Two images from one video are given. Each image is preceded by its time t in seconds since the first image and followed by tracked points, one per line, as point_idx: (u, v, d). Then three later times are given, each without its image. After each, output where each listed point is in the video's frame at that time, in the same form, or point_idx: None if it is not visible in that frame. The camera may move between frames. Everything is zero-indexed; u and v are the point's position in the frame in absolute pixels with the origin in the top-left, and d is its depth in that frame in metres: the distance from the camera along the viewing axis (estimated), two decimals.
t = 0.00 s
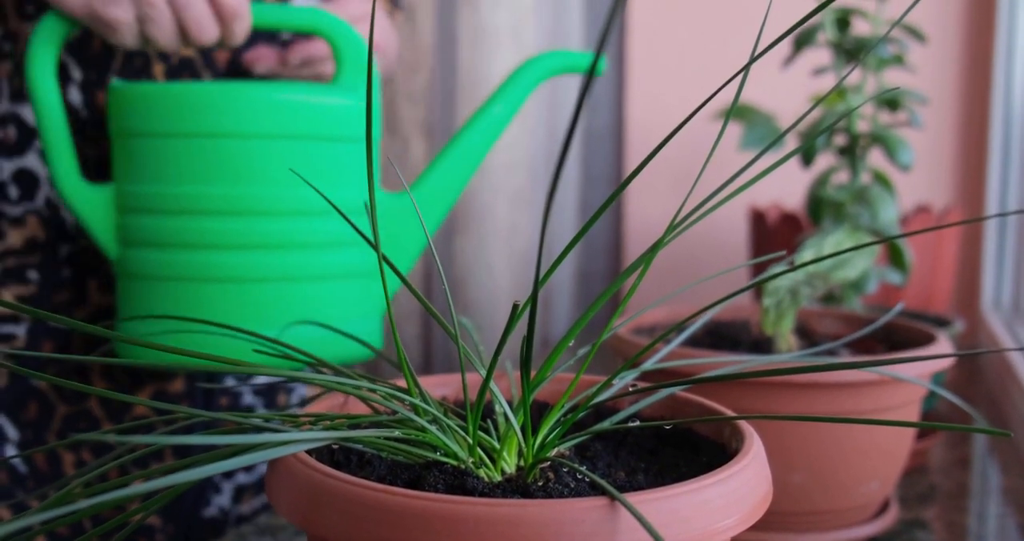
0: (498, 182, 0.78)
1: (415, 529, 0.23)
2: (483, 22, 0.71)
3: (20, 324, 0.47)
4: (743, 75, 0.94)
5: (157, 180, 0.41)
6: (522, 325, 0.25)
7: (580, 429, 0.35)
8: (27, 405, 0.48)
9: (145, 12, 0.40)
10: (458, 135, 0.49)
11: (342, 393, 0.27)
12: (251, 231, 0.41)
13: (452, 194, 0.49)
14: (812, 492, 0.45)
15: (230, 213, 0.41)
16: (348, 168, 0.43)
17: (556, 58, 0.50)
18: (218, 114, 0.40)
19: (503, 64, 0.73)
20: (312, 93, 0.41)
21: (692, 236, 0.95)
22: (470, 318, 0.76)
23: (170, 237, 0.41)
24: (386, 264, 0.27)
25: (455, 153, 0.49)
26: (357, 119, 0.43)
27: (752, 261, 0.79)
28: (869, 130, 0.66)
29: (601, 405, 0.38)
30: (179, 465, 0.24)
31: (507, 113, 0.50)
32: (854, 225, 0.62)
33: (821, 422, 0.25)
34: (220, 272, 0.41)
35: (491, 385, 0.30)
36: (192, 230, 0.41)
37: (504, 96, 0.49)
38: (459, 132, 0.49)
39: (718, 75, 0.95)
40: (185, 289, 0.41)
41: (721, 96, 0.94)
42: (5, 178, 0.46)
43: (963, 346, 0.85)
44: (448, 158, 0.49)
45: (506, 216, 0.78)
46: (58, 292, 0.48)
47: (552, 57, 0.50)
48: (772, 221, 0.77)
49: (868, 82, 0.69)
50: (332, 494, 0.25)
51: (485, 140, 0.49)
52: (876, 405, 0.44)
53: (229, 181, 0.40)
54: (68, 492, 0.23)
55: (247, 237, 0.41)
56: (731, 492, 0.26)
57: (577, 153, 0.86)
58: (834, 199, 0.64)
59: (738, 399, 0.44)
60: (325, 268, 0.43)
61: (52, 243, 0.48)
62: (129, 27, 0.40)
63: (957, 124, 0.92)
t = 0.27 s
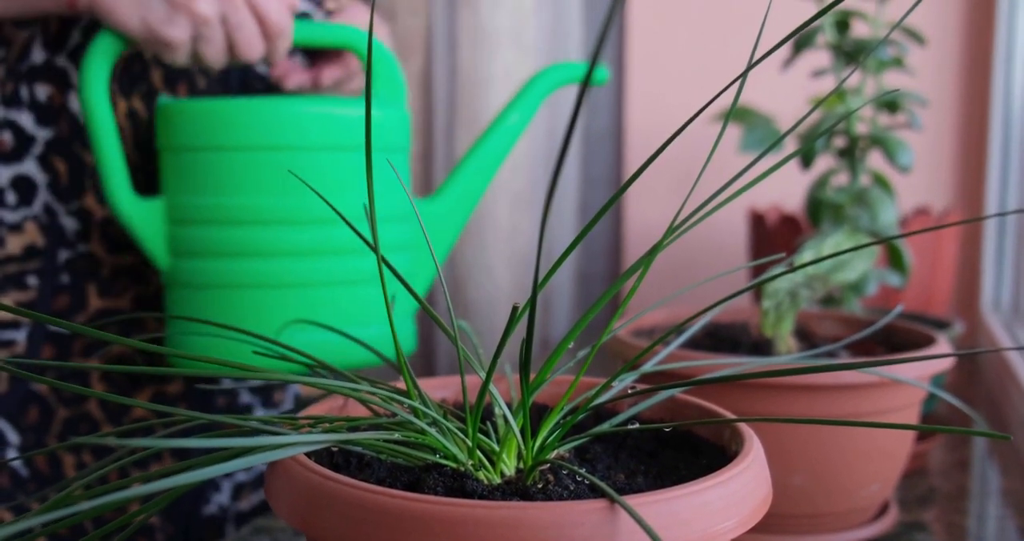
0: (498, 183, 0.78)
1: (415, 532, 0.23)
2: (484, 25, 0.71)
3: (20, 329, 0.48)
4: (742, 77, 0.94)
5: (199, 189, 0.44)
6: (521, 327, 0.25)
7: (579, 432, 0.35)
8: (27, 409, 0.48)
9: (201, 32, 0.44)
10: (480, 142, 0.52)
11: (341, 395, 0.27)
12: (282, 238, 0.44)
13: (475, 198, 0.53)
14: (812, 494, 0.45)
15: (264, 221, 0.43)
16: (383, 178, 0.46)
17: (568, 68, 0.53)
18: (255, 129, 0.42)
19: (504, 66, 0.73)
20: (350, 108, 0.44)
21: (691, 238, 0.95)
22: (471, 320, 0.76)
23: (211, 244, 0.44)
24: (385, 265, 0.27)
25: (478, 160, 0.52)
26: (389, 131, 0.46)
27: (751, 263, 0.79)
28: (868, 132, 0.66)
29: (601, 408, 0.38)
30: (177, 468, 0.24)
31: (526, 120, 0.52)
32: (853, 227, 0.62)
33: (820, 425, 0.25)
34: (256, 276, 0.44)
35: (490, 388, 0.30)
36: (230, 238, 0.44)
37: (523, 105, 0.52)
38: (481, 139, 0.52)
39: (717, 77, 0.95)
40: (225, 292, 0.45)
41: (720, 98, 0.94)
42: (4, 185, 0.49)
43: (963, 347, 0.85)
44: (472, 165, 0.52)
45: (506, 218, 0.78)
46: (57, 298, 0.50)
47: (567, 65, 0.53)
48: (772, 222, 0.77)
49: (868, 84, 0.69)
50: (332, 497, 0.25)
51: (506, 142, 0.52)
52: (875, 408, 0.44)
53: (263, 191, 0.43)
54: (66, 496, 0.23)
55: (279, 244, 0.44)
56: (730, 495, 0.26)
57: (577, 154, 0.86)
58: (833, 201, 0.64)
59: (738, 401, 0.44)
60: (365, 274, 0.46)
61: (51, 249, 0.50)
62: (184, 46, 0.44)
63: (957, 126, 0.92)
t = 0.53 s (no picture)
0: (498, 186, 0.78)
1: (414, 533, 0.23)
2: (484, 27, 0.71)
3: (9, 334, 0.48)
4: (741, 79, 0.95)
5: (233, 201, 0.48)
6: (521, 328, 0.26)
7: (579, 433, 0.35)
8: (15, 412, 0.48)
9: (255, 49, 0.47)
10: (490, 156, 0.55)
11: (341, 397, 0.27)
12: (301, 247, 0.47)
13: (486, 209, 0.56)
14: (811, 495, 0.45)
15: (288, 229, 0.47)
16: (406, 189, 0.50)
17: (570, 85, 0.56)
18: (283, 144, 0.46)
19: (504, 68, 0.73)
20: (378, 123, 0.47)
21: (691, 239, 0.95)
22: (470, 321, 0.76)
23: (242, 252, 0.48)
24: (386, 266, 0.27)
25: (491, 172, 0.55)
26: (412, 145, 0.49)
27: (750, 264, 0.79)
28: (867, 133, 0.66)
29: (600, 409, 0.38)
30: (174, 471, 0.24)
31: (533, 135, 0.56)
32: (852, 228, 0.62)
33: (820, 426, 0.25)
34: (278, 282, 0.48)
35: (489, 389, 0.29)
36: (265, 247, 0.47)
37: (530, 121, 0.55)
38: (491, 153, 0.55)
39: (716, 78, 0.95)
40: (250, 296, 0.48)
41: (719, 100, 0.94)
42: None
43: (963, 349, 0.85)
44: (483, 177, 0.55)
45: (506, 220, 0.78)
46: (44, 303, 0.49)
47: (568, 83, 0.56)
48: (771, 224, 0.77)
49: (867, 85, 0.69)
50: (331, 499, 0.25)
51: (514, 157, 0.55)
52: (875, 409, 0.44)
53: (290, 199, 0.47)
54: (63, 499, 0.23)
55: (298, 252, 0.47)
56: (730, 496, 0.26)
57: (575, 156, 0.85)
58: (833, 203, 0.64)
59: (737, 402, 0.44)
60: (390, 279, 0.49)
61: (39, 255, 0.49)
62: (238, 64, 0.47)
63: (956, 127, 0.92)
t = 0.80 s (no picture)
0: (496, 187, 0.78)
1: (413, 534, 0.23)
2: (484, 29, 0.71)
3: None
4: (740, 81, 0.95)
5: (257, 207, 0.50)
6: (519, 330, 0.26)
7: (578, 435, 0.35)
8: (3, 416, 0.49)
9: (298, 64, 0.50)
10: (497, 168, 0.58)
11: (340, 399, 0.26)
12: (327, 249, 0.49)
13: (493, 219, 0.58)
14: (809, 497, 0.45)
15: (307, 236, 0.49)
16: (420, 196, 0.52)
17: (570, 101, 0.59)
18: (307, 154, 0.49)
19: (504, 70, 0.72)
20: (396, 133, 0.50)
21: (690, 241, 0.95)
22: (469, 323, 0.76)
23: (260, 258, 0.50)
24: (384, 267, 0.27)
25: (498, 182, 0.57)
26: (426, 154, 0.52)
27: (749, 266, 0.79)
28: (866, 135, 0.66)
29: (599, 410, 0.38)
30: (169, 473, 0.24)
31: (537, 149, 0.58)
32: (851, 230, 0.62)
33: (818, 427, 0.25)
34: (296, 286, 0.50)
35: (488, 390, 0.29)
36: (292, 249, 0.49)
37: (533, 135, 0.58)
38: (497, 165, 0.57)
39: (714, 80, 0.95)
40: (275, 297, 0.50)
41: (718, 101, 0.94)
42: None
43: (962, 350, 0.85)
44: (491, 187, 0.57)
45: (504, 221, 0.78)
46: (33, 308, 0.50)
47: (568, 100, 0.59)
48: (770, 225, 0.77)
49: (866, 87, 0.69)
50: (330, 501, 0.25)
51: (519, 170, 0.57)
52: (874, 410, 0.44)
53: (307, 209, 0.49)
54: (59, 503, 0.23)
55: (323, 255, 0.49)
56: (729, 498, 0.26)
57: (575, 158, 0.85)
58: (831, 205, 0.64)
59: (735, 404, 0.44)
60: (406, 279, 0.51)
61: (28, 262, 0.51)
62: (281, 76, 0.50)
63: (955, 128, 0.92)
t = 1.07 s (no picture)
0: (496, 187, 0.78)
1: (412, 536, 0.23)
2: (482, 29, 0.71)
3: None
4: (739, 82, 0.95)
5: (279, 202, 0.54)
6: (519, 330, 0.26)
7: (577, 436, 0.35)
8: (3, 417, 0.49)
9: (325, 70, 0.53)
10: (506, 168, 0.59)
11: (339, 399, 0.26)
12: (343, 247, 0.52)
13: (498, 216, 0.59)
14: (808, 497, 0.45)
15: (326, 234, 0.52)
16: (428, 196, 0.54)
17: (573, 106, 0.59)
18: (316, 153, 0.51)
19: (504, 71, 0.72)
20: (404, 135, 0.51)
21: (690, 241, 0.95)
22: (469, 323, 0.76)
23: (284, 252, 0.53)
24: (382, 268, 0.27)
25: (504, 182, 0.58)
26: (437, 156, 0.53)
27: (748, 267, 0.79)
28: (865, 136, 0.66)
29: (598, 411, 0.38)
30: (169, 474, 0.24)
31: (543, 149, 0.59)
32: (850, 230, 0.61)
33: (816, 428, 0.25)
34: (315, 280, 0.52)
35: (487, 391, 0.29)
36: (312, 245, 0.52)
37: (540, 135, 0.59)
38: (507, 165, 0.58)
39: (715, 80, 0.95)
40: (295, 289, 0.53)
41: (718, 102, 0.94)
42: None
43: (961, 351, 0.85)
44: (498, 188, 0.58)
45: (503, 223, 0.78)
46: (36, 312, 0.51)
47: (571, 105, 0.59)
48: (769, 226, 0.77)
49: (865, 88, 0.69)
50: (329, 502, 0.25)
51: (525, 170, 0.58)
52: (873, 411, 0.44)
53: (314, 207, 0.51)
54: (56, 504, 0.23)
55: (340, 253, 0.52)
56: (727, 498, 0.26)
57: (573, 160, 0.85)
58: (830, 206, 0.64)
59: (735, 405, 0.44)
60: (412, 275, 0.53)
61: (31, 266, 0.51)
62: (308, 82, 0.53)
63: (954, 129, 0.92)
